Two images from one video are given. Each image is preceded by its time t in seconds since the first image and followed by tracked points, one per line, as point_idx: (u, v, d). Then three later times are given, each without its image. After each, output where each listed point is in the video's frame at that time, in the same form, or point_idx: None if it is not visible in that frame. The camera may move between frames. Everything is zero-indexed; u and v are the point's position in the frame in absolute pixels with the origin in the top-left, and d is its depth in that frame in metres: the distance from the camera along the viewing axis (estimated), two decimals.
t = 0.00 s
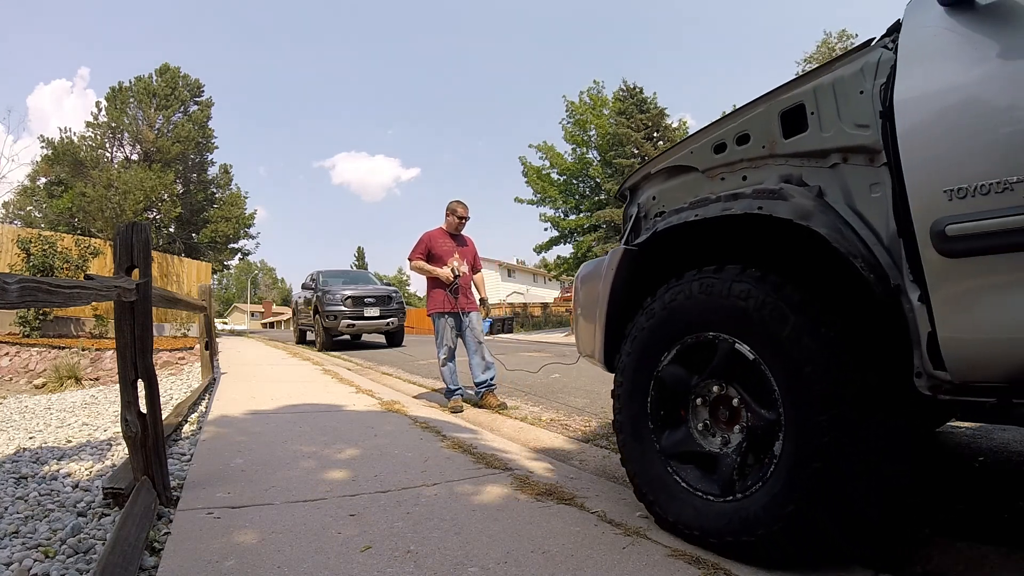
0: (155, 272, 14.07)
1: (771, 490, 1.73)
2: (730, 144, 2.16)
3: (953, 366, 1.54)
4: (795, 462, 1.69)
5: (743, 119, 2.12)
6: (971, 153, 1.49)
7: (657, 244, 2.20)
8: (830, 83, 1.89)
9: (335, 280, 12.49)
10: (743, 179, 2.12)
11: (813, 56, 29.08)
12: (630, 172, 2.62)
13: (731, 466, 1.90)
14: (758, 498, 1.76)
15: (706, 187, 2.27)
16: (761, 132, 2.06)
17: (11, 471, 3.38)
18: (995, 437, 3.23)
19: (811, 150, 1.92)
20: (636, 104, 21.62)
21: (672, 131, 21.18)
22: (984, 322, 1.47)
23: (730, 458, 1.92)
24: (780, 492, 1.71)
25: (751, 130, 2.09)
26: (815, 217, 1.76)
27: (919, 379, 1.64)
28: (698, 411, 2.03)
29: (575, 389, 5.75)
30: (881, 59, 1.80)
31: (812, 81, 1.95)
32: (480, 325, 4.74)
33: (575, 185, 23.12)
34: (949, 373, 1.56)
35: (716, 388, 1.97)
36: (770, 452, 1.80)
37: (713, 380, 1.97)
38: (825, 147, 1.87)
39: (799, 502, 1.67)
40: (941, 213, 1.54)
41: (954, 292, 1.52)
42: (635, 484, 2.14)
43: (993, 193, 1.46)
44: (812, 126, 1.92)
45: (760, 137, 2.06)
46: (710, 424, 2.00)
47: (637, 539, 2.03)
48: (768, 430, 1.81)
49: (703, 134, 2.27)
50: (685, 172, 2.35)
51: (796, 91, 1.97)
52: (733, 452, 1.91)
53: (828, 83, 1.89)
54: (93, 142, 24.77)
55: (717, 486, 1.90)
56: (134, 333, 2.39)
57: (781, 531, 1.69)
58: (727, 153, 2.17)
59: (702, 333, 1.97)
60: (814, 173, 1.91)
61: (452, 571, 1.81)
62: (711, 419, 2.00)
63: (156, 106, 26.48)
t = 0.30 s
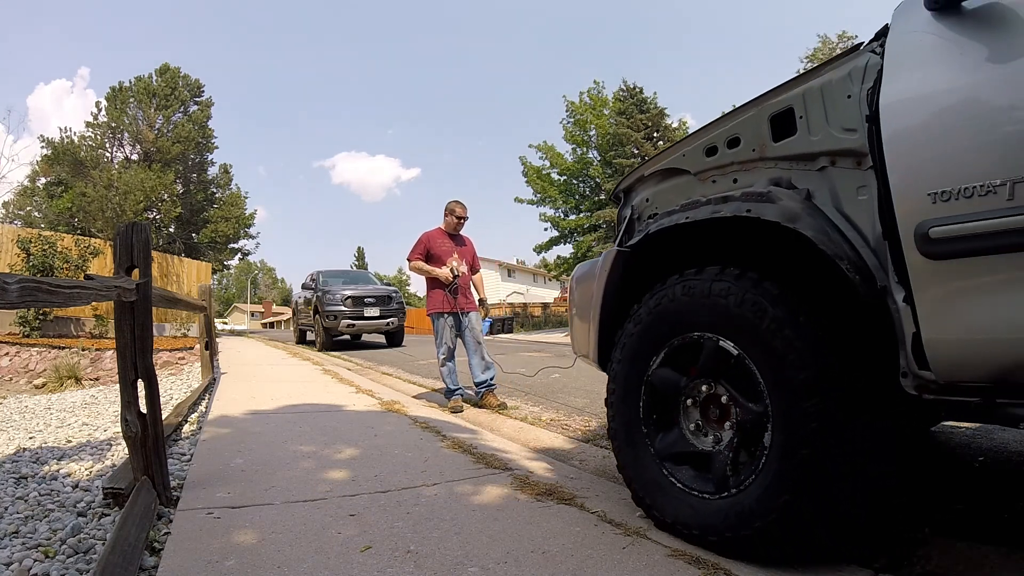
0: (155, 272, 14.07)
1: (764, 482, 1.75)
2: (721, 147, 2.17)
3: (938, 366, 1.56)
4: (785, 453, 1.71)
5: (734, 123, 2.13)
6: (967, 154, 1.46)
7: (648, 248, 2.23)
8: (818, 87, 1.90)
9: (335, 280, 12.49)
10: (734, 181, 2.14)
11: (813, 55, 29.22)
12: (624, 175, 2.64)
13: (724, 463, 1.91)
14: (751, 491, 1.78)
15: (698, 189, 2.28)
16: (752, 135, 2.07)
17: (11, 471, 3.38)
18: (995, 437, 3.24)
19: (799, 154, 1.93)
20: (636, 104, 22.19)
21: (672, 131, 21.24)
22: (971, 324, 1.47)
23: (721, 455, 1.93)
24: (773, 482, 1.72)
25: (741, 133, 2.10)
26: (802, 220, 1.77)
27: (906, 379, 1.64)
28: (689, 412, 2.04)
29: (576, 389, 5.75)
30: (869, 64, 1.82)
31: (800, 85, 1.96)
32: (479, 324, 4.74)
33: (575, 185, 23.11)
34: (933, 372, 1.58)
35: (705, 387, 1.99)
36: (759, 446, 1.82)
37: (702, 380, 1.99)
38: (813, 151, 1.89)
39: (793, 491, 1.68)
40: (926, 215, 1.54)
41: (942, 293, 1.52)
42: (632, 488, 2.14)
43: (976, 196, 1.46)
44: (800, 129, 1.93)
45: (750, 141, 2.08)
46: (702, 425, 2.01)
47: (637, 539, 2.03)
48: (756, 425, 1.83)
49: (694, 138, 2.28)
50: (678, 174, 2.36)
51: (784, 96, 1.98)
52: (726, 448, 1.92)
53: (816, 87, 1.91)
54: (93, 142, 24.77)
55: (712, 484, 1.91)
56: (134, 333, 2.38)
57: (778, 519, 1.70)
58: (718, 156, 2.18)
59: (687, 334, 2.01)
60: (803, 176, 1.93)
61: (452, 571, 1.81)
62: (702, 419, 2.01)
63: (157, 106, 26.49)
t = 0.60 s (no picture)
0: (155, 272, 14.07)
1: (756, 473, 1.76)
2: (712, 150, 2.19)
3: (921, 365, 1.58)
4: (774, 444, 1.73)
5: (724, 127, 2.15)
6: (969, 154, 1.46)
7: (639, 252, 2.27)
8: (807, 92, 1.93)
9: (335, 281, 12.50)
10: (724, 184, 2.15)
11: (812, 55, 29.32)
12: (619, 176, 2.64)
13: (716, 460, 1.93)
14: (744, 484, 1.79)
15: (689, 192, 2.29)
16: (742, 139, 2.09)
17: (11, 471, 3.38)
18: (995, 437, 3.24)
19: (788, 157, 1.95)
20: (636, 104, 22.81)
21: (672, 131, 21.26)
22: (961, 324, 1.48)
23: (713, 452, 1.95)
24: (764, 472, 1.74)
25: (731, 137, 2.12)
26: (789, 222, 1.79)
27: (891, 378, 1.68)
28: (681, 412, 2.06)
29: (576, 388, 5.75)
30: (856, 69, 1.85)
31: (790, 90, 1.99)
32: (479, 324, 4.74)
33: (575, 185, 23.08)
34: (917, 371, 1.60)
35: (694, 387, 2.02)
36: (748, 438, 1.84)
37: (691, 379, 2.02)
38: (802, 154, 1.92)
39: (786, 476, 1.70)
40: (908, 219, 1.56)
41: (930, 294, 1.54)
42: (629, 493, 2.14)
43: (959, 199, 1.48)
44: (789, 133, 1.96)
45: (740, 144, 2.10)
46: (693, 425, 2.03)
47: (637, 539, 2.02)
48: (744, 418, 1.85)
49: (686, 141, 2.30)
50: (669, 177, 2.37)
51: (774, 100, 2.01)
52: (718, 445, 1.94)
53: (805, 92, 1.94)
54: (93, 142, 24.77)
55: (706, 482, 1.93)
56: (134, 333, 2.39)
57: (773, 509, 1.71)
58: (709, 159, 2.20)
59: (673, 336, 2.04)
60: (791, 179, 1.94)
61: (452, 571, 1.81)
62: (694, 419, 2.03)
63: (157, 106, 26.48)
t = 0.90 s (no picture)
0: (155, 272, 14.07)
1: (748, 464, 1.77)
2: (703, 153, 2.20)
3: (904, 366, 1.61)
4: (761, 432, 1.75)
5: (714, 130, 2.16)
6: (969, 154, 1.45)
7: (628, 257, 2.29)
8: (795, 96, 1.93)
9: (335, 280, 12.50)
10: (714, 187, 2.16)
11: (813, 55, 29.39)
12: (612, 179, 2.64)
13: (708, 456, 1.94)
14: (737, 476, 1.80)
15: (680, 195, 2.30)
16: (732, 142, 2.10)
17: (11, 471, 3.38)
18: (994, 437, 3.24)
19: (776, 161, 1.97)
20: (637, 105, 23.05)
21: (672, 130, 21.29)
22: (954, 322, 1.49)
23: (705, 449, 1.96)
24: (755, 461, 1.75)
25: (721, 140, 2.14)
26: (775, 225, 1.80)
27: (877, 378, 1.70)
28: (672, 413, 2.08)
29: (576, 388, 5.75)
30: (843, 74, 1.85)
31: (778, 94, 1.99)
32: (479, 324, 4.74)
33: (575, 185, 23.07)
34: (900, 371, 1.63)
35: (683, 386, 2.04)
36: (736, 430, 1.86)
37: (680, 379, 2.04)
38: (790, 157, 1.93)
39: (776, 460, 1.71)
40: (892, 221, 1.58)
41: (911, 292, 1.56)
42: (627, 497, 2.15)
43: (942, 202, 1.50)
44: (777, 137, 1.97)
45: (730, 148, 2.11)
46: (685, 425, 2.05)
47: (637, 539, 2.02)
48: (731, 411, 1.87)
49: (677, 144, 2.31)
50: (661, 179, 2.38)
51: (763, 104, 2.02)
52: (709, 440, 1.96)
53: (792, 96, 1.94)
54: (94, 142, 24.77)
55: (701, 479, 1.93)
56: (134, 333, 2.39)
57: (767, 496, 1.72)
58: (700, 162, 2.21)
59: (660, 338, 2.08)
60: (780, 181, 1.96)
61: (452, 571, 1.81)
62: (685, 418, 2.05)
63: (157, 106, 26.48)
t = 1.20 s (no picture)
0: (155, 272, 14.07)
1: (739, 453, 1.79)
2: (694, 156, 2.22)
3: (887, 364, 1.62)
4: (749, 420, 1.77)
5: (705, 134, 2.17)
6: (968, 155, 1.43)
7: (619, 261, 2.31)
8: (783, 100, 1.95)
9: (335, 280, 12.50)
10: (706, 189, 2.18)
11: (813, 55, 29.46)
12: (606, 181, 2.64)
13: (701, 451, 1.95)
14: (729, 466, 1.81)
15: (673, 197, 2.32)
16: (722, 145, 2.11)
17: (11, 471, 3.38)
18: (994, 437, 3.24)
19: (765, 164, 1.98)
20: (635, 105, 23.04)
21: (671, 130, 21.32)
22: (948, 322, 1.48)
23: (697, 445, 1.97)
24: (745, 450, 1.77)
25: (712, 144, 2.15)
26: (763, 227, 1.80)
27: (862, 377, 1.72)
28: (664, 413, 2.09)
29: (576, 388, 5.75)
30: (830, 78, 1.86)
31: (767, 98, 2.00)
32: (482, 325, 4.74)
33: (575, 185, 23.07)
34: (884, 369, 1.64)
35: (672, 386, 2.06)
36: (725, 421, 1.88)
37: (669, 379, 2.06)
38: (777, 161, 1.95)
39: (767, 444, 1.73)
40: (874, 224, 1.60)
41: (895, 293, 1.57)
42: (625, 500, 2.14)
43: (925, 205, 1.51)
44: (766, 140, 1.98)
45: (720, 151, 2.12)
46: (676, 424, 2.06)
47: (637, 539, 2.02)
48: (719, 403, 1.90)
49: (669, 147, 2.33)
50: (654, 182, 2.40)
51: (753, 108, 2.03)
52: (700, 436, 1.97)
53: (781, 100, 1.95)
54: (94, 142, 24.77)
55: (696, 475, 1.94)
56: (134, 333, 2.38)
57: (760, 482, 1.72)
58: (691, 165, 2.23)
59: (648, 339, 2.10)
60: (768, 184, 1.98)
61: (452, 571, 1.81)
62: (676, 417, 2.06)
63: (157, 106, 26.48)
